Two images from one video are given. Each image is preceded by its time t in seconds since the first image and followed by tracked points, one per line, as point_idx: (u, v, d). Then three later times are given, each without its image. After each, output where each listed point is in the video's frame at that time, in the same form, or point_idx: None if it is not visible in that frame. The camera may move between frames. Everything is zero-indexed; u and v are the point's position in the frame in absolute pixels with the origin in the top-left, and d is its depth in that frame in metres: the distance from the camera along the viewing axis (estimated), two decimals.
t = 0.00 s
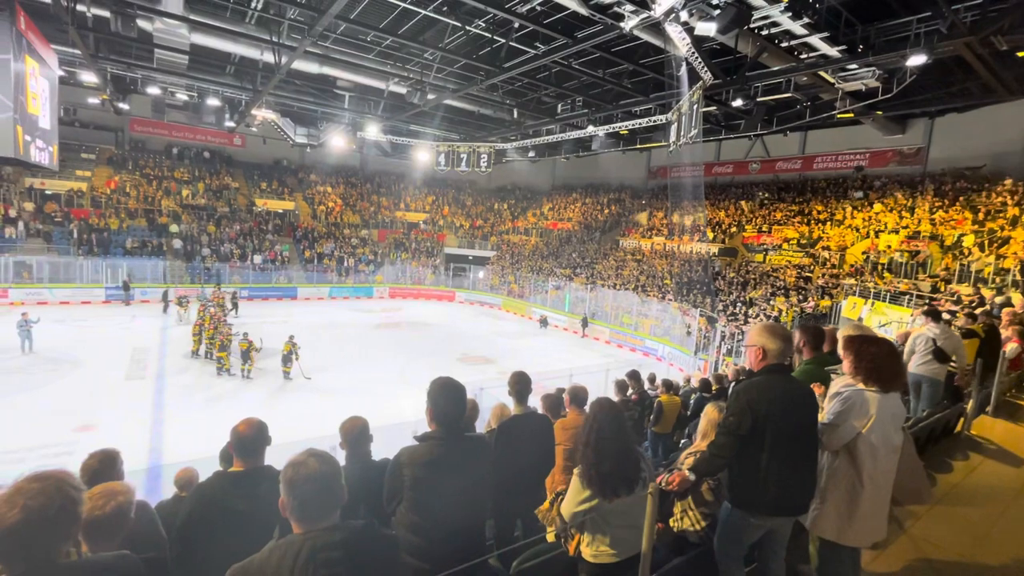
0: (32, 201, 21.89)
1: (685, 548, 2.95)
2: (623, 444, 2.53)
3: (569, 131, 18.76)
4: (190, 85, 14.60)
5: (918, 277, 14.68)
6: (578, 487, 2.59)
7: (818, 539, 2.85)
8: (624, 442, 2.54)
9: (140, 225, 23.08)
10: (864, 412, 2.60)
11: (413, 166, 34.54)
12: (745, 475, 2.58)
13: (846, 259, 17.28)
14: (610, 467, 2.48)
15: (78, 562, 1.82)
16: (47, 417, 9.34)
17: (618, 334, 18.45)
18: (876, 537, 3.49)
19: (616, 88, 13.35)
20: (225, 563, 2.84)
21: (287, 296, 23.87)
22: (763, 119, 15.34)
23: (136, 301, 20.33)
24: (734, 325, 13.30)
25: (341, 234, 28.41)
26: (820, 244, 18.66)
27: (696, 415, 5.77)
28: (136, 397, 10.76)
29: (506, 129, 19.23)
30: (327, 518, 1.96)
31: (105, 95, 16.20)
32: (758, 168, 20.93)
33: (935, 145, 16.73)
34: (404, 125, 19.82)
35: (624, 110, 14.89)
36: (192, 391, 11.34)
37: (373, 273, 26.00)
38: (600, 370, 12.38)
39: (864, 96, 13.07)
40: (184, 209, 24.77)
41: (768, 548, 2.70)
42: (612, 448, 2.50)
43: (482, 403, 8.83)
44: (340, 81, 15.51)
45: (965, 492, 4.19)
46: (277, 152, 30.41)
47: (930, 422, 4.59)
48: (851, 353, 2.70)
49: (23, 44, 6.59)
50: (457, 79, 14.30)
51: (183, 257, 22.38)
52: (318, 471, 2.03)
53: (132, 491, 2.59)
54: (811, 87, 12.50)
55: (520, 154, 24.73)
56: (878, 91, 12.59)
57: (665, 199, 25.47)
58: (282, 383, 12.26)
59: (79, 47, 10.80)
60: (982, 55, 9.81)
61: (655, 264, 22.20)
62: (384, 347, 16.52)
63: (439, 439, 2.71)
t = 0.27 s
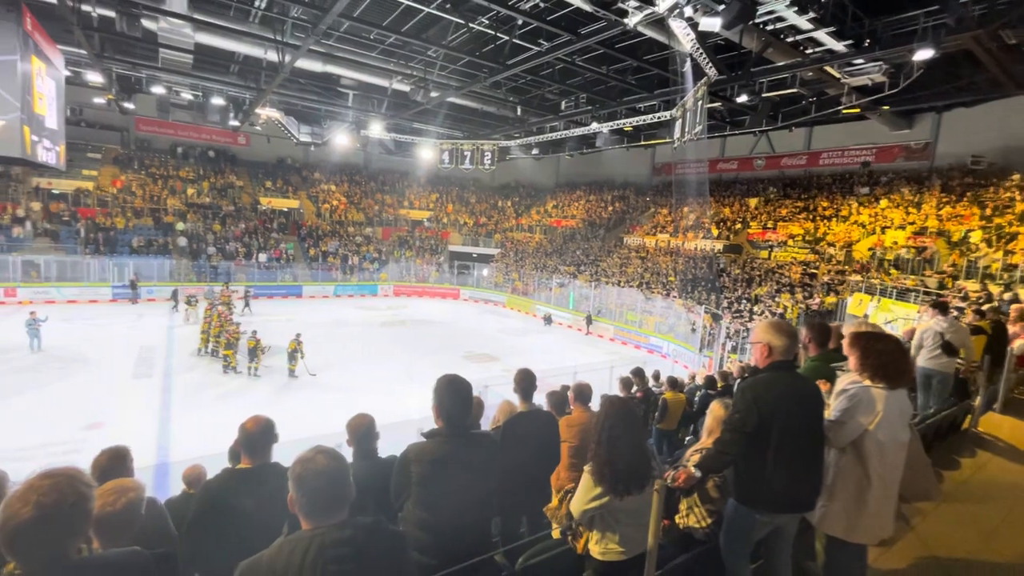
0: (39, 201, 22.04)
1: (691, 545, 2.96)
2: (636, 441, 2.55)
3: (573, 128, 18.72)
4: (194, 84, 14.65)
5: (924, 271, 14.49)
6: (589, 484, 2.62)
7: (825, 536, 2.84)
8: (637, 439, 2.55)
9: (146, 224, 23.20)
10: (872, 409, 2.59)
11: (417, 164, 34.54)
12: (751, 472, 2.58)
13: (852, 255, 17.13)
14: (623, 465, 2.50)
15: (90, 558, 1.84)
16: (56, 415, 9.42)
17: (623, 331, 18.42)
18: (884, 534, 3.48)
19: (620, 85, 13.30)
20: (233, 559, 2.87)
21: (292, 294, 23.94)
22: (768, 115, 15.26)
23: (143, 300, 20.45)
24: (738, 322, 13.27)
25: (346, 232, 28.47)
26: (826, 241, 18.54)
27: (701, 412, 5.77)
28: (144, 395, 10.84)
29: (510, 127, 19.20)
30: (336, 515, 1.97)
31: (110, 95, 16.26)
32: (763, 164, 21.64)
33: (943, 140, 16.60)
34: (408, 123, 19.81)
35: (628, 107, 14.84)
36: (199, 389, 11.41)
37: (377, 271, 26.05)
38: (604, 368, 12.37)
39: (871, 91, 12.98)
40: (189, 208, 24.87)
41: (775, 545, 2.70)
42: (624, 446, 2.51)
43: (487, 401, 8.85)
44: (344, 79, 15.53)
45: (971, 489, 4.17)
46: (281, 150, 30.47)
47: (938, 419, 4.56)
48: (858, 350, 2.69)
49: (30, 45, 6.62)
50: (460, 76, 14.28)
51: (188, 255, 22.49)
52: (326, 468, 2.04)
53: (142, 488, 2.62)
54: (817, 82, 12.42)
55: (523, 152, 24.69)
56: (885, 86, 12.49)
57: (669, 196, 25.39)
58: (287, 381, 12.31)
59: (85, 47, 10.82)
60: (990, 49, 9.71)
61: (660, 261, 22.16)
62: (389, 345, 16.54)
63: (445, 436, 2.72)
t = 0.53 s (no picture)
0: (47, 201, 22.19)
1: (698, 543, 2.95)
2: (644, 440, 2.56)
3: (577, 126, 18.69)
4: (200, 84, 14.72)
5: (932, 270, 14.51)
6: (600, 481, 2.63)
7: (833, 533, 2.84)
8: (645, 437, 2.55)
9: (152, 223, 23.35)
10: (880, 407, 2.58)
11: (421, 162, 34.57)
12: (759, 471, 2.57)
13: (858, 252, 17.12)
14: (634, 463, 2.50)
15: (103, 554, 1.86)
16: (64, 413, 9.50)
17: (628, 330, 18.40)
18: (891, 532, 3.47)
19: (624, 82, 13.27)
20: (241, 555, 2.88)
21: (298, 293, 24.03)
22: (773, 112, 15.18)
23: (150, 299, 20.58)
24: (744, 320, 13.25)
25: (350, 232, 28.55)
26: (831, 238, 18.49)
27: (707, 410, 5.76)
28: (151, 393, 10.92)
29: (514, 125, 19.18)
30: (345, 513, 1.98)
31: (116, 95, 16.34)
32: (768, 161, 21.55)
33: (950, 137, 16.47)
34: (412, 122, 19.83)
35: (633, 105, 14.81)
36: (206, 387, 11.48)
37: (382, 270, 26.14)
38: (609, 366, 12.37)
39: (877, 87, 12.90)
40: (195, 207, 24.98)
41: (783, 542, 2.70)
42: (633, 444, 2.51)
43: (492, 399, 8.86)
44: (348, 78, 15.57)
45: (981, 488, 4.15)
46: (285, 150, 30.55)
47: (945, 417, 4.53)
48: (867, 347, 2.68)
49: (38, 46, 6.67)
50: (464, 75, 14.28)
51: (194, 255, 22.60)
52: (336, 465, 2.05)
53: (154, 485, 2.64)
54: (823, 78, 12.34)
55: (527, 150, 24.69)
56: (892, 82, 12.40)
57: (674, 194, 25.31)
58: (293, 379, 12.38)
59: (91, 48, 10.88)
60: (998, 44, 9.63)
61: (664, 259, 22.15)
62: (394, 343, 16.58)
63: (453, 434, 2.73)
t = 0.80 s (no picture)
0: (46, 200, 22.16)
1: (698, 541, 2.96)
2: (645, 438, 2.55)
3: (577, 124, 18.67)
4: (199, 82, 14.71)
5: (932, 267, 14.56)
6: (600, 479, 2.63)
7: (833, 530, 2.84)
8: (645, 435, 2.55)
9: (152, 222, 23.33)
10: (880, 404, 2.58)
11: (421, 160, 34.51)
12: (759, 468, 2.57)
13: (858, 249, 17.15)
14: (634, 461, 2.50)
15: (103, 552, 1.86)
16: (64, 412, 9.50)
17: (628, 328, 18.40)
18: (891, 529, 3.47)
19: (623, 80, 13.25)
20: (243, 552, 2.89)
21: (297, 292, 24.02)
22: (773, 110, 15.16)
23: (150, 298, 20.57)
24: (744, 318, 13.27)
25: (350, 230, 28.54)
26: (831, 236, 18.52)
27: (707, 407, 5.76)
28: (152, 392, 10.92)
29: (513, 123, 19.16)
30: (345, 511, 1.97)
31: (115, 93, 16.30)
32: (768, 159, 21.53)
33: (950, 134, 16.45)
34: (411, 120, 19.80)
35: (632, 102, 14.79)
36: (206, 386, 11.47)
37: (382, 268, 26.16)
38: (609, 364, 12.37)
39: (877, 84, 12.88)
40: (195, 206, 24.96)
41: (782, 539, 2.71)
42: (633, 441, 2.51)
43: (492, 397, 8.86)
44: (347, 76, 15.56)
45: (981, 484, 4.15)
46: (285, 148, 30.50)
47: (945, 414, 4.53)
48: (866, 344, 2.67)
49: (35, 44, 6.65)
50: (463, 73, 14.25)
51: (194, 254, 22.59)
52: (335, 462, 2.04)
53: (154, 482, 2.64)
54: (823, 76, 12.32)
55: (527, 148, 24.66)
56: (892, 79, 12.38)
57: (674, 192, 25.30)
58: (294, 378, 12.38)
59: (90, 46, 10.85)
60: (998, 41, 9.61)
61: (664, 257, 22.17)
62: (394, 342, 16.58)
63: (453, 431, 2.72)
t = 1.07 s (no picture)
0: (43, 199, 22.09)
1: (696, 539, 2.96)
2: (642, 437, 2.56)
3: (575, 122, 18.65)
4: (197, 81, 14.67)
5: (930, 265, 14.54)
6: (598, 477, 2.62)
7: (830, 528, 2.84)
8: (643, 433, 2.55)
9: (149, 221, 23.26)
10: (876, 402, 2.58)
11: (419, 159, 34.45)
12: (756, 466, 2.57)
13: (856, 247, 17.14)
14: (632, 460, 2.50)
15: (98, 552, 1.85)
16: (62, 412, 9.48)
17: (626, 326, 18.41)
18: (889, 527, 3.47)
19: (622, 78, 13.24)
20: (241, 552, 2.88)
21: (296, 291, 23.98)
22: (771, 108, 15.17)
23: (148, 297, 20.53)
24: (742, 317, 13.28)
25: (348, 229, 28.49)
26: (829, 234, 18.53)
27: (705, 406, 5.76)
28: (150, 391, 10.90)
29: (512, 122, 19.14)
30: (342, 510, 1.97)
31: (112, 92, 16.23)
32: (767, 157, 21.44)
33: (948, 132, 16.48)
34: (409, 119, 19.77)
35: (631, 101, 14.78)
36: (204, 385, 11.45)
37: (380, 267, 26.14)
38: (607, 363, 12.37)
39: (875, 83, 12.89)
40: (192, 205, 24.91)
41: (780, 537, 2.71)
42: (631, 440, 2.51)
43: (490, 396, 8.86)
44: (345, 75, 15.53)
45: (977, 482, 4.16)
46: (283, 147, 30.42)
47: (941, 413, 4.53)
48: (862, 342, 2.67)
49: (32, 43, 6.61)
50: (461, 71, 14.22)
51: (192, 253, 22.54)
52: (332, 462, 2.04)
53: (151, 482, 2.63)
54: (821, 74, 12.31)
55: (525, 146, 24.62)
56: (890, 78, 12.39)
57: (672, 190, 25.30)
58: (291, 377, 12.36)
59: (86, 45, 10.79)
60: (995, 40, 9.62)
61: (662, 256, 22.15)
62: (392, 341, 16.56)
63: (450, 430, 2.72)
